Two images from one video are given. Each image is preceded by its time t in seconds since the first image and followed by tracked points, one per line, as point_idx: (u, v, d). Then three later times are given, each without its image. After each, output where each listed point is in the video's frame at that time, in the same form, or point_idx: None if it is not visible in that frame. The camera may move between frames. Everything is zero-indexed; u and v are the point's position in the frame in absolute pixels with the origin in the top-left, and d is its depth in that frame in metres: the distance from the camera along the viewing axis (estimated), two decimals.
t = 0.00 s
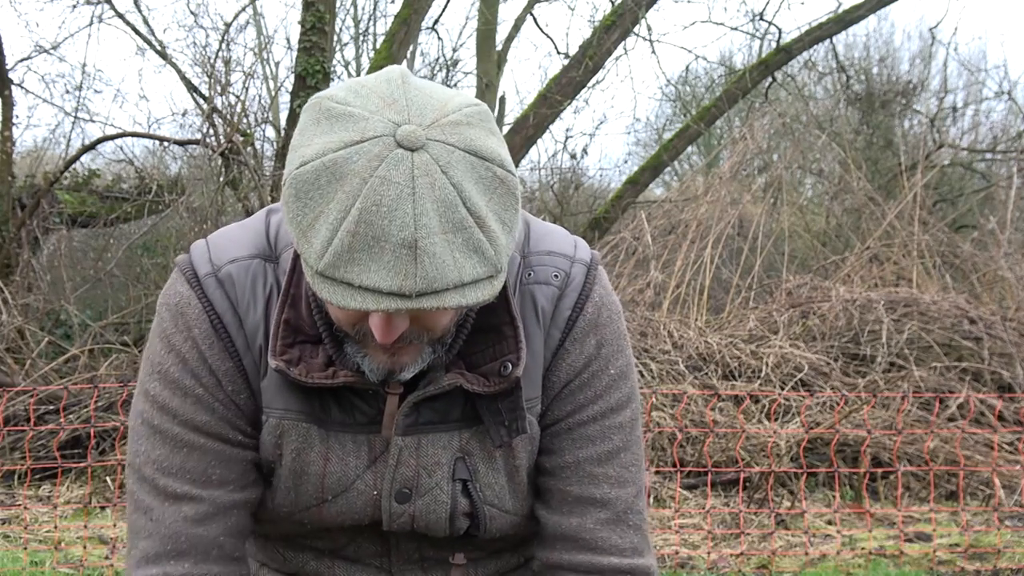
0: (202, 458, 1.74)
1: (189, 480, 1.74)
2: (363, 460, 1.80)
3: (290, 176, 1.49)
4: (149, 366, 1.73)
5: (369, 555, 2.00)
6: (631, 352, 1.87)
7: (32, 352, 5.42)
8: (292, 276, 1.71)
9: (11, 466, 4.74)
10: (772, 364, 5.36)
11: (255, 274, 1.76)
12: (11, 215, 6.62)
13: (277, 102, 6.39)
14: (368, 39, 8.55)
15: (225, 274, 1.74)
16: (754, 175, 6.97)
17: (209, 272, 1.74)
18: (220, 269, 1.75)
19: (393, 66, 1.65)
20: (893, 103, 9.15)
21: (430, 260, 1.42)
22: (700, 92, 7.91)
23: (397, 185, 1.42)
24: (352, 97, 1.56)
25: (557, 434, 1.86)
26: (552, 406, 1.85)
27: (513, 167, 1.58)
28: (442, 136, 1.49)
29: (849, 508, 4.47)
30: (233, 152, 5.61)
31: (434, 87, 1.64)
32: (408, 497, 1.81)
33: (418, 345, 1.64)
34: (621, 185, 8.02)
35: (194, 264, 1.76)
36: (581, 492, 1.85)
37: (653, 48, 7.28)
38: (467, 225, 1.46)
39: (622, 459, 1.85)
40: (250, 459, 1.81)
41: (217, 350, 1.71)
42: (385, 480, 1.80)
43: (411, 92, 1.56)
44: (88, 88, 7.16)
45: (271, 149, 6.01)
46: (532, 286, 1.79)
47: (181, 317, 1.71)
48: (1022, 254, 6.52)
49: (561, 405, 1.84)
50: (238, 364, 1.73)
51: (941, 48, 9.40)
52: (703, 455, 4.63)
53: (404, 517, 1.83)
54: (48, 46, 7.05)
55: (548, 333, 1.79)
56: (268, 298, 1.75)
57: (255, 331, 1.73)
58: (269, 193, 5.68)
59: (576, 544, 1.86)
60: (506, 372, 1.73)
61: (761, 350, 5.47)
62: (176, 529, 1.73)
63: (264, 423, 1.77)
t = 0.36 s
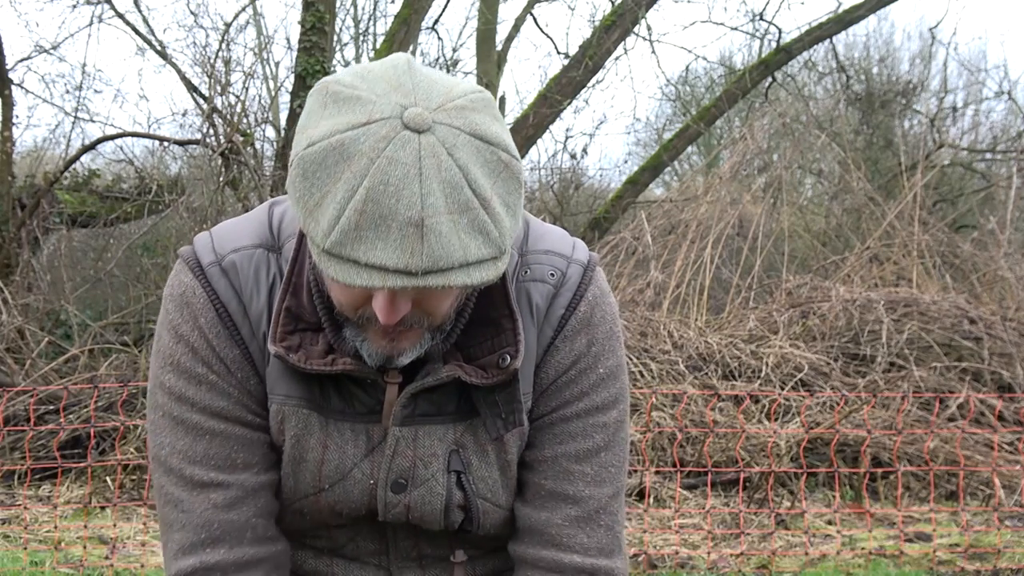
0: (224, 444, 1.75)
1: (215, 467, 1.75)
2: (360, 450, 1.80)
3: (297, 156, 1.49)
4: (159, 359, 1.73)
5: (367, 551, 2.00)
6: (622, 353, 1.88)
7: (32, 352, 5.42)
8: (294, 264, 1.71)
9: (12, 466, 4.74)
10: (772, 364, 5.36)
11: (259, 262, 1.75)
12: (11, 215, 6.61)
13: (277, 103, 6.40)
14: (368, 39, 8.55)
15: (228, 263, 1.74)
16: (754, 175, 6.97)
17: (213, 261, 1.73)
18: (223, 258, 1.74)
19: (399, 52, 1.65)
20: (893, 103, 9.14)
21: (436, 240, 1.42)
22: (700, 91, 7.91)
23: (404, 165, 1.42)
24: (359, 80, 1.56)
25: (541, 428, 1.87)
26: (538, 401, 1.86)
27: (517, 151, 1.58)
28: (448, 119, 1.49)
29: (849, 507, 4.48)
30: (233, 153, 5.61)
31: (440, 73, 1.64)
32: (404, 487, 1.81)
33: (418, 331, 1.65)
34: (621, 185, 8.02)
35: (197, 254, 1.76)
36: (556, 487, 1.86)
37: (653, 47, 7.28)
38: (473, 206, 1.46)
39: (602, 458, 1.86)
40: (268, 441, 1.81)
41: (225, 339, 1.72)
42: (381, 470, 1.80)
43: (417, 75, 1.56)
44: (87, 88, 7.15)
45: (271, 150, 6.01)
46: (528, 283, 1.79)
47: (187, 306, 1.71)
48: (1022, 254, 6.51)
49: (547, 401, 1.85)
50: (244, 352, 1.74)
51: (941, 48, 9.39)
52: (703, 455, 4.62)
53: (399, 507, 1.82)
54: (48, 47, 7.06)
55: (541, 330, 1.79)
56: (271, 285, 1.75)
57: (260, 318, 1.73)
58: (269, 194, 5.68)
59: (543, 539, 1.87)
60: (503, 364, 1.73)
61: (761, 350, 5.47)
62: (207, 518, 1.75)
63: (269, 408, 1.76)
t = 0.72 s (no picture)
0: (232, 445, 1.75)
1: (224, 467, 1.75)
2: (358, 460, 1.80)
3: (302, 160, 1.49)
4: (164, 363, 1.72)
5: (367, 556, 2.01)
6: (620, 366, 1.84)
7: (32, 352, 5.42)
8: (297, 273, 1.71)
9: (12, 466, 4.74)
10: (772, 364, 5.36)
11: (262, 270, 1.75)
12: (11, 215, 6.61)
13: (277, 102, 6.40)
14: (368, 39, 8.56)
15: (232, 270, 1.73)
16: (754, 175, 6.97)
17: (217, 268, 1.73)
18: (228, 265, 1.74)
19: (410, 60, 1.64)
20: (893, 103, 9.14)
21: (436, 252, 1.42)
22: (700, 91, 7.91)
23: (408, 175, 1.41)
24: (369, 86, 1.56)
25: (532, 440, 1.86)
26: (531, 414, 1.84)
27: (524, 165, 1.58)
28: (455, 131, 1.48)
29: (850, 508, 4.48)
30: (233, 152, 5.62)
31: (451, 82, 1.63)
32: (400, 500, 1.82)
33: (416, 342, 1.66)
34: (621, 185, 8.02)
35: (201, 260, 1.75)
36: (539, 493, 1.85)
37: (653, 48, 7.30)
38: (474, 220, 1.45)
39: (590, 467, 1.82)
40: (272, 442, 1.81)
41: (231, 345, 1.72)
42: (378, 482, 1.80)
43: (428, 84, 1.56)
44: (87, 88, 7.16)
45: (271, 149, 6.01)
46: (525, 296, 1.78)
47: (192, 313, 1.71)
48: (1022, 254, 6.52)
49: (540, 413, 1.84)
50: (250, 359, 1.74)
51: (941, 48, 9.39)
52: (704, 455, 4.62)
53: (395, 519, 1.84)
54: (48, 46, 7.07)
55: (533, 344, 1.79)
56: (275, 293, 1.75)
57: (264, 325, 1.73)
58: (269, 193, 5.68)
59: (522, 544, 1.85)
60: (503, 380, 1.73)
61: (761, 350, 5.47)
62: (216, 517, 1.74)
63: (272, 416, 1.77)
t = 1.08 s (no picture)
0: (212, 452, 1.76)
1: (204, 473, 1.76)
2: (334, 470, 1.80)
3: (271, 172, 1.49)
4: (144, 370, 1.73)
5: (355, 559, 2.02)
6: (595, 374, 1.79)
7: (32, 352, 5.42)
8: (274, 281, 1.71)
9: (12, 466, 4.74)
10: (771, 364, 5.36)
11: (241, 277, 1.75)
12: (11, 215, 6.60)
13: (277, 102, 6.40)
14: (368, 39, 8.56)
15: (211, 277, 1.73)
16: (754, 175, 6.98)
17: (197, 275, 1.73)
18: (207, 271, 1.74)
19: (386, 69, 1.63)
20: (893, 103, 9.13)
21: (402, 266, 1.41)
22: (700, 91, 7.91)
23: (375, 188, 1.40)
24: (341, 96, 1.55)
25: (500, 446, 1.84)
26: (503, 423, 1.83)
27: (498, 177, 1.56)
28: (426, 142, 1.47)
29: (849, 508, 4.48)
30: (233, 152, 5.62)
31: (427, 92, 1.62)
32: (374, 511, 1.82)
33: (392, 350, 1.63)
34: (621, 185, 8.03)
35: (181, 266, 1.76)
36: (500, 497, 1.82)
37: (653, 47, 7.30)
38: (444, 233, 1.44)
39: (556, 473, 1.79)
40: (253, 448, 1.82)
41: (209, 352, 1.71)
42: (353, 492, 1.81)
43: (400, 95, 1.54)
44: (88, 88, 7.16)
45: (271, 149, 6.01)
46: (500, 304, 1.77)
47: (171, 320, 1.71)
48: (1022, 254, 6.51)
49: (511, 421, 1.82)
50: (228, 366, 1.74)
51: (941, 48, 9.39)
52: (703, 455, 4.62)
53: (371, 529, 1.85)
54: (48, 46, 7.07)
55: (506, 353, 1.77)
56: (254, 300, 1.74)
57: (242, 333, 1.73)
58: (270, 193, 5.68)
59: (480, 549, 1.82)
60: (477, 393, 1.71)
61: (761, 350, 5.47)
62: (197, 524, 1.75)
63: (250, 424, 1.77)
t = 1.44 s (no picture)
0: (210, 461, 1.75)
1: (203, 482, 1.76)
2: (341, 473, 1.79)
3: (260, 192, 1.48)
4: (140, 382, 1.74)
5: (358, 559, 2.00)
6: (612, 356, 1.82)
7: (32, 352, 5.42)
8: (267, 290, 1.69)
9: (12, 466, 4.74)
10: (771, 364, 5.36)
11: (233, 286, 1.74)
12: (11, 215, 6.61)
13: (277, 102, 6.41)
14: (368, 39, 8.56)
15: (203, 287, 1.74)
16: (754, 175, 6.97)
17: (189, 286, 1.74)
18: (199, 282, 1.74)
19: (367, 78, 1.63)
20: (893, 103, 9.13)
21: (398, 280, 1.40)
22: (700, 91, 7.92)
23: (366, 204, 1.40)
24: (324, 110, 1.54)
25: (547, 441, 1.81)
26: (539, 417, 1.80)
27: (487, 183, 1.56)
28: (413, 153, 1.47)
29: (849, 508, 4.47)
30: (233, 153, 5.62)
31: (410, 99, 1.61)
32: (386, 509, 1.81)
33: (391, 364, 1.61)
34: (621, 185, 8.03)
35: (173, 278, 1.76)
36: (582, 489, 1.77)
37: (653, 47, 7.30)
38: (437, 243, 1.44)
39: (620, 453, 1.78)
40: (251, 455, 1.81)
41: (204, 363, 1.72)
42: (362, 493, 1.80)
43: (384, 106, 1.54)
44: (88, 88, 7.17)
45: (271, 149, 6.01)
46: (508, 298, 1.76)
47: (165, 331, 1.72)
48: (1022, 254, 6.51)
49: (548, 414, 1.79)
50: (225, 375, 1.74)
51: (941, 48, 9.39)
52: (703, 455, 4.62)
53: (382, 528, 1.84)
54: (48, 46, 7.08)
55: (523, 347, 1.76)
56: (247, 308, 1.73)
57: (236, 342, 1.72)
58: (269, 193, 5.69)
59: (588, 539, 1.77)
60: (482, 389, 1.71)
61: (761, 350, 5.47)
62: (195, 533, 1.74)
63: (250, 433, 1.77)
